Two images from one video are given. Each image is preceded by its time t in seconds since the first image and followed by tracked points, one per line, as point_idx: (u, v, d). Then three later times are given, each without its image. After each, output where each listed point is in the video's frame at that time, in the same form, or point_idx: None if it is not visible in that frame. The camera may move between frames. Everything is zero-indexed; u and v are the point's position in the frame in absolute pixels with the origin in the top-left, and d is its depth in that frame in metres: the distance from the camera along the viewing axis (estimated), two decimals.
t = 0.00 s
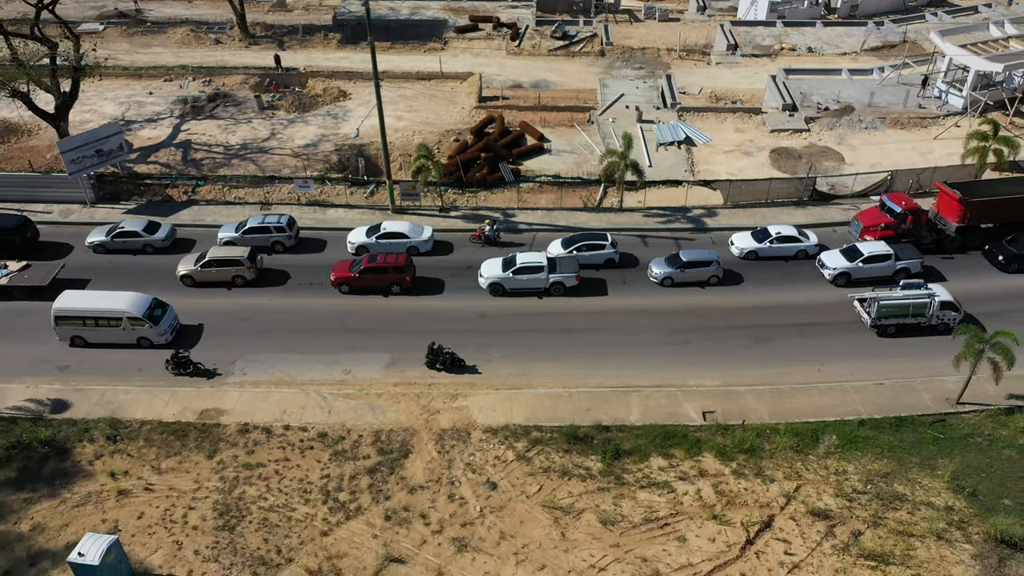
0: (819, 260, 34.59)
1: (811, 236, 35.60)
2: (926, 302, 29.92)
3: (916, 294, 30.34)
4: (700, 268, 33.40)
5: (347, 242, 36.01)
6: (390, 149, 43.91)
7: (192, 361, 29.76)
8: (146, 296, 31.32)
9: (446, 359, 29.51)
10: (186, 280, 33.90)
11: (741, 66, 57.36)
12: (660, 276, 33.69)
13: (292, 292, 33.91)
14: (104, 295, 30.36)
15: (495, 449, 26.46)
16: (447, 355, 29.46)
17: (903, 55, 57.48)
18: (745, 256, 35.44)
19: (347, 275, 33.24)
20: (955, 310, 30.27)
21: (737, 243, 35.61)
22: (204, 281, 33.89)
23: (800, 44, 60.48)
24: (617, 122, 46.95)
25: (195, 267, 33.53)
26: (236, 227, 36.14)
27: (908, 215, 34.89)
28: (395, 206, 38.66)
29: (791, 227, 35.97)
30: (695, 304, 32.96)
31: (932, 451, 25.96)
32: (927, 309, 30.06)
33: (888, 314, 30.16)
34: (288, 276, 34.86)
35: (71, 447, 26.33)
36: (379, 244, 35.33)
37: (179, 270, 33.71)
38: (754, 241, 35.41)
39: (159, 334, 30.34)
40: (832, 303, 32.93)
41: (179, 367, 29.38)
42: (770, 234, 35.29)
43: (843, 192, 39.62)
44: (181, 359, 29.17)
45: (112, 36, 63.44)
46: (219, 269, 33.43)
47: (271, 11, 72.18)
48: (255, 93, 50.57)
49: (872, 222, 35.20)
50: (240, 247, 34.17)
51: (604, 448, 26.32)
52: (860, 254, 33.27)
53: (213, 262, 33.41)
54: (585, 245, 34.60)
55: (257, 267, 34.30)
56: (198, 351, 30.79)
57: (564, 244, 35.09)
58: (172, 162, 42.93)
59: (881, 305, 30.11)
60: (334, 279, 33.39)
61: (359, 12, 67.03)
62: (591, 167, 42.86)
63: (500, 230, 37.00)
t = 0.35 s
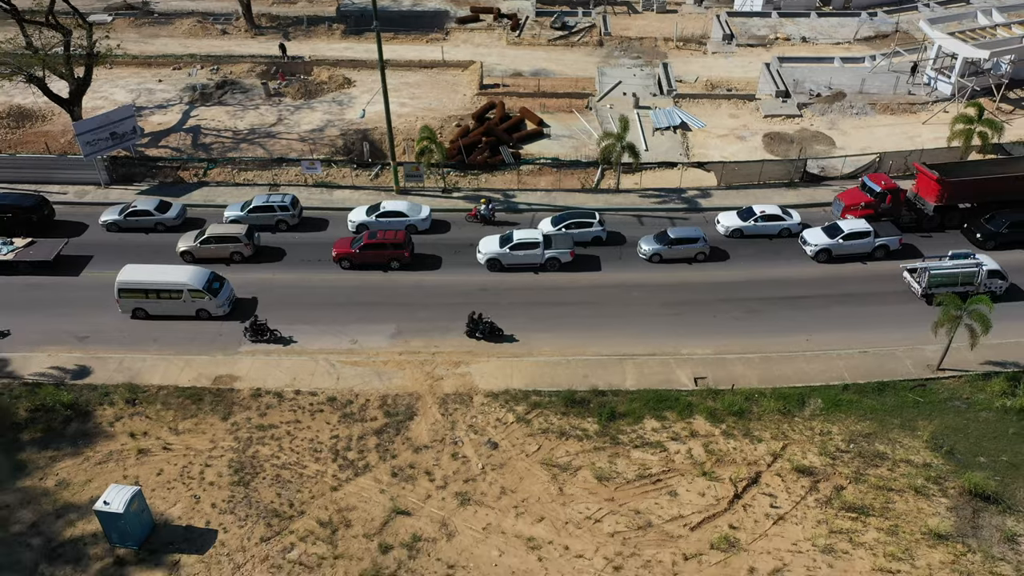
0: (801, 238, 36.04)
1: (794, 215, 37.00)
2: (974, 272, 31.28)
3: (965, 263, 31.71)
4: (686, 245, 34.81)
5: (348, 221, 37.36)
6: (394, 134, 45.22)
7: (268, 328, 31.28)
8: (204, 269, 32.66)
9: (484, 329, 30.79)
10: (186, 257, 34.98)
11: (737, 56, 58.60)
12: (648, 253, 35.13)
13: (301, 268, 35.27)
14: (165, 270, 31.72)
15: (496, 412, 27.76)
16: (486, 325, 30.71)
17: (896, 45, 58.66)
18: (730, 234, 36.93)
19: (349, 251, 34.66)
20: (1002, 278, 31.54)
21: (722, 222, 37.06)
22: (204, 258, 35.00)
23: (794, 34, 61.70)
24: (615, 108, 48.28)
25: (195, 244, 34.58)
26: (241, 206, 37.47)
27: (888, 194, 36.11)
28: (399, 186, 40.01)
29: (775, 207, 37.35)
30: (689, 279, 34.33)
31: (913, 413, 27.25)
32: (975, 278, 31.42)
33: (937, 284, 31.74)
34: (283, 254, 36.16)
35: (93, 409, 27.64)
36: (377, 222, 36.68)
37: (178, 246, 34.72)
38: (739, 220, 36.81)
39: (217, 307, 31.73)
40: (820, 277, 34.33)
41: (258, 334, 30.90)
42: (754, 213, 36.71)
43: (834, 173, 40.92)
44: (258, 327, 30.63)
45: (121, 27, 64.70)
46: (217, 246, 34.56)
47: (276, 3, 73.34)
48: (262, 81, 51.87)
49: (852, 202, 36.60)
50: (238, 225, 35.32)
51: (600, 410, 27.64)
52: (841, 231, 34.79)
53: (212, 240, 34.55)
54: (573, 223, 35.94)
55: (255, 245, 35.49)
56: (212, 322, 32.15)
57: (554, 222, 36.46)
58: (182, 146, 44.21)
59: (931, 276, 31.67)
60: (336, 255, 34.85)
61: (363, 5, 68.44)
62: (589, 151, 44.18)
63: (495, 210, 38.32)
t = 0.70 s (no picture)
0: (787, 220, 37.07)
1: (779, 198, 38.01)
2: None
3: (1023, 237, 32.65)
4: (675, 227, 35.85)
5: (347, 205, 38.36)
6: (396, 121, 46.22)
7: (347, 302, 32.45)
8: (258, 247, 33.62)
9: (524, 305, 31.80)
10: (174, 238, 36.24)
11: (734, 47, 59.56)
12: (637, 234, 36.18)
13: (307, 248, 36.28)
14: (224, 248, 32.80)
15: (496, 383, 28.75)
16: (526, 301, 31.70)
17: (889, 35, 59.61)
18: (718, 217, 37.97)
19: (347, 232, 35.65)
20: None
21: (710, 205, 38.09)
22: (191, 238, 36.15)
23: (790, 26, 62.69)
24: (613, 96, 49.34)
25: (183, 225, 35.69)
26: (244, 189, 38.52)
27: (872, 176, 37.02)
28: (402, 171, 41.09)
29: (761, 190, 38.39)
30: (684, 259, 35.34)
31: (899, 383, 28.24)
32: None
33: (996, 257, 32.67)
34: (269, 236, 36.98)
35: (108, 380, 28.63)
36: (375, 205, 37.71)
37: (167, 227, 35.87)
38: (726, 203, 37.85)
39: (275, 284, 32.76)
40: (812, 257, 35.36)
41: (336, 307, 32.10)
42: (740, 196, 37.74)
43: (826, 159, 41.94)
44: (337, 300, 31.74)
45: (127, 19, 65.71)
46: (204, 227, 35.59)
47: None
48: (267, 71, 52.90)
49: (837, 185, 37.67)
50: (225, 208, 36.29)
51: (597, 381, 28.65)
52: (825, 213, 35.81)
53: (200, 221, 35.55)
54: (563, 205, 37.00)
55: (241, 227, 36.47)
56: (222, 300, 33.17)
57: (545, 204, 37.47)
58: (190, 133, 45.23)
59: (989, 250, 32.61)
60: (335, 236, 35.85)
61: None
62: (587, 137, 45.22)
63: (490, 193, 39.34)
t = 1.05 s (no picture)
0: (777, 210, 37.61)
1: (769, 188, 38.54)
2: None
3: None
4: (667, 217, 36.39)
5: (346, 196, 38.91)
6: (398, 114, 46.72)
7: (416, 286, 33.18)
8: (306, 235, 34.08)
9: (562, 292, 32.32)
10: (157, 228, 37.04)
11: (732, 41, 60.06)
12: (629, 224, 36.73)
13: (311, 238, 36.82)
14: (273, 236, 33.28)
15: (497, 368, 29.31)
16: (563, 288, 32.20)
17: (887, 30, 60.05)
18: (708, 207, 38.52)
19: (344, 222, 36.12)
20: None
21: (700, 195, 38.62)
22: (174, 229, 37.05)
23: (788, 21, 63.19)
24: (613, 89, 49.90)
25: (166, 215, 36.64)
26: (245, 180, 39.10)
27: (863, 168, 37.80)
28: (404, 163, 41.68)
29: (751, 181, 38.92)
30: (682, 249, 35.87)
31: (892, 368, 28.78)
32: None
33: None
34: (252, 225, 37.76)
35: (116, 365, 29.13)
36: (373, 195, 38.32)
37: (151, 217, 36.85)
38: (716, 193, 38.40)
39: (324, 272, 33.33)
40: (808, 246, 35.89)
41: (407, 290, 32.84)
42: (731, 187, 38.28)
43: (822, 151, 42.48)
44: (408, 284, 32.52)
45: (131, 14, 66.18)
46: (187, 217, 36.57)
47: None
48: (270, 65, 53.42)
49: (829, 175, 38.13)
50: (207, 198, 37.26)
51: (596, 366, 29.19)
52: (815, 203, 36.36)
53: (182, 211, 36.53)
54: (554, 195, 37.54)
55: (224, 216, 37.39)
56: (228, 288, 33.70)
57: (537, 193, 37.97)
58: (194, 126, 45.75)
59: None
60: (331, 227, 36.29)
61: None
62: (587, 130, 45.76)
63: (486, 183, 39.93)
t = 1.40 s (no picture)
0: (770, 219, 37.89)
1: (761, 198, 38.86)
2: None
3: None
4: (660, 225, 36.63)
5: (344, 205, 39.12)
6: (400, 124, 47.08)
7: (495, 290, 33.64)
8: (356, 243, 34.47)
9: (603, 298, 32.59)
10: (139, 236, 37.30)
11: (732, 52, 60.59)
12: (623, 232, 37.00)
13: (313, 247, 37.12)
14: (326, 245, 33.71)
15: (499, 375, 29.51)
16: (604, 294, 32.47)
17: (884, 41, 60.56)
18: (701, 216, 38.81)
19: (340, 231, 36.03)
20: None
21: (693, 204, 38.92)
22: (156, 237, 37.29)
23: (787, 32, 63.73)
24: (613, 100, 50.37)
25: (147, 223, 36.87)
26: (246, 189, 39.49)
27: (858, 177, 37.84)
28: (407, 173, 42.07)
29: (744, 190, 39.24)
30: (682, 257, 36.13)
31: (891, 376, 28.97)
32: None
33: None
34: (233, 234, 38.16)
35: (121, 373, 29.33)
36: (371, 205, 38.66)
37: (132, 225, 37.12)
38: (709, 202, 38.70)
39: (377, 279, 33.65)
40: (807, 255, 36.14)
41: (485, 294, 33.29)
42: (723, 196, 38.57)
43: (821, 160, 42.84)
44: (487, 288, 32.98)
45: (135, 25, 66.72)
46: (168, 225, 36.82)
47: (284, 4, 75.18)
48: (273, 75, 53.87)
49: (824, 184, 38.46)
50: (189, 206, 37.57)
51: (597, 373, 29.39)
52: (808, 212, 36.67)
53: (164, 219, 36.78)
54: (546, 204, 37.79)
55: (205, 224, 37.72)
56: (231, 296, 33.94)
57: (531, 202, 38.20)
58: (198, 136, 46.12)
59: None
60: (327, 235, 36.14)
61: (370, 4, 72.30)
62: (587, 140, 46.15)
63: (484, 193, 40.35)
